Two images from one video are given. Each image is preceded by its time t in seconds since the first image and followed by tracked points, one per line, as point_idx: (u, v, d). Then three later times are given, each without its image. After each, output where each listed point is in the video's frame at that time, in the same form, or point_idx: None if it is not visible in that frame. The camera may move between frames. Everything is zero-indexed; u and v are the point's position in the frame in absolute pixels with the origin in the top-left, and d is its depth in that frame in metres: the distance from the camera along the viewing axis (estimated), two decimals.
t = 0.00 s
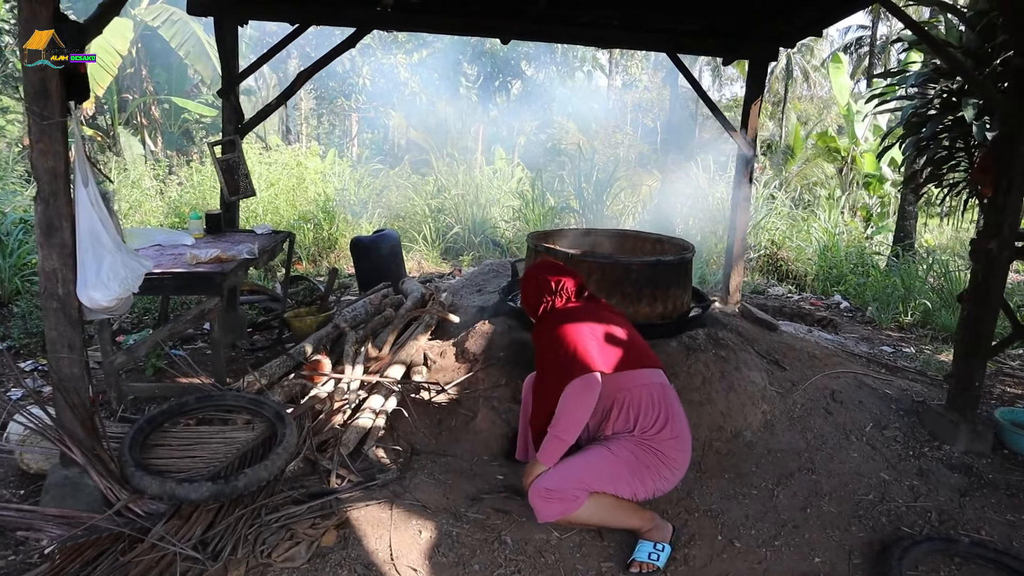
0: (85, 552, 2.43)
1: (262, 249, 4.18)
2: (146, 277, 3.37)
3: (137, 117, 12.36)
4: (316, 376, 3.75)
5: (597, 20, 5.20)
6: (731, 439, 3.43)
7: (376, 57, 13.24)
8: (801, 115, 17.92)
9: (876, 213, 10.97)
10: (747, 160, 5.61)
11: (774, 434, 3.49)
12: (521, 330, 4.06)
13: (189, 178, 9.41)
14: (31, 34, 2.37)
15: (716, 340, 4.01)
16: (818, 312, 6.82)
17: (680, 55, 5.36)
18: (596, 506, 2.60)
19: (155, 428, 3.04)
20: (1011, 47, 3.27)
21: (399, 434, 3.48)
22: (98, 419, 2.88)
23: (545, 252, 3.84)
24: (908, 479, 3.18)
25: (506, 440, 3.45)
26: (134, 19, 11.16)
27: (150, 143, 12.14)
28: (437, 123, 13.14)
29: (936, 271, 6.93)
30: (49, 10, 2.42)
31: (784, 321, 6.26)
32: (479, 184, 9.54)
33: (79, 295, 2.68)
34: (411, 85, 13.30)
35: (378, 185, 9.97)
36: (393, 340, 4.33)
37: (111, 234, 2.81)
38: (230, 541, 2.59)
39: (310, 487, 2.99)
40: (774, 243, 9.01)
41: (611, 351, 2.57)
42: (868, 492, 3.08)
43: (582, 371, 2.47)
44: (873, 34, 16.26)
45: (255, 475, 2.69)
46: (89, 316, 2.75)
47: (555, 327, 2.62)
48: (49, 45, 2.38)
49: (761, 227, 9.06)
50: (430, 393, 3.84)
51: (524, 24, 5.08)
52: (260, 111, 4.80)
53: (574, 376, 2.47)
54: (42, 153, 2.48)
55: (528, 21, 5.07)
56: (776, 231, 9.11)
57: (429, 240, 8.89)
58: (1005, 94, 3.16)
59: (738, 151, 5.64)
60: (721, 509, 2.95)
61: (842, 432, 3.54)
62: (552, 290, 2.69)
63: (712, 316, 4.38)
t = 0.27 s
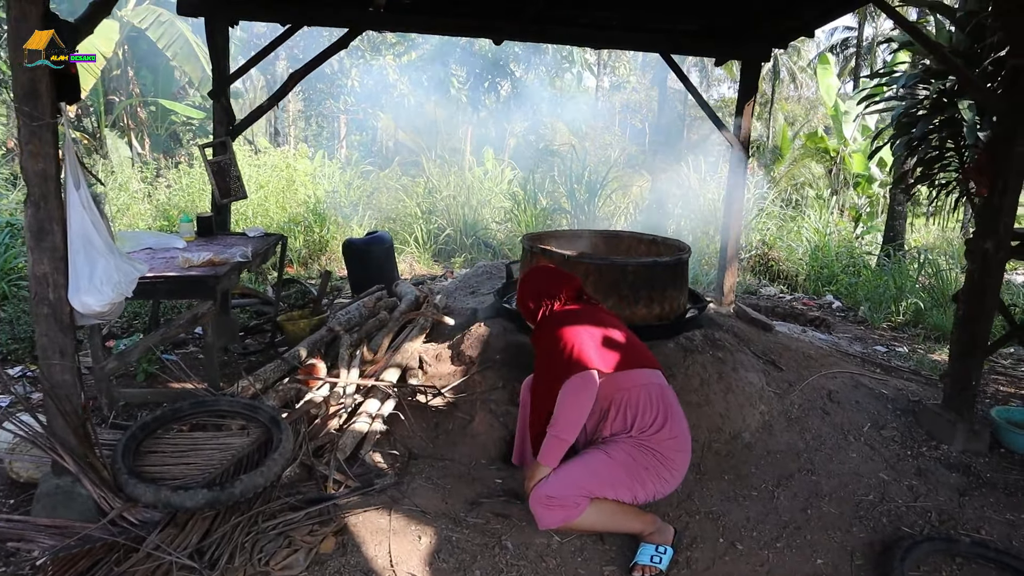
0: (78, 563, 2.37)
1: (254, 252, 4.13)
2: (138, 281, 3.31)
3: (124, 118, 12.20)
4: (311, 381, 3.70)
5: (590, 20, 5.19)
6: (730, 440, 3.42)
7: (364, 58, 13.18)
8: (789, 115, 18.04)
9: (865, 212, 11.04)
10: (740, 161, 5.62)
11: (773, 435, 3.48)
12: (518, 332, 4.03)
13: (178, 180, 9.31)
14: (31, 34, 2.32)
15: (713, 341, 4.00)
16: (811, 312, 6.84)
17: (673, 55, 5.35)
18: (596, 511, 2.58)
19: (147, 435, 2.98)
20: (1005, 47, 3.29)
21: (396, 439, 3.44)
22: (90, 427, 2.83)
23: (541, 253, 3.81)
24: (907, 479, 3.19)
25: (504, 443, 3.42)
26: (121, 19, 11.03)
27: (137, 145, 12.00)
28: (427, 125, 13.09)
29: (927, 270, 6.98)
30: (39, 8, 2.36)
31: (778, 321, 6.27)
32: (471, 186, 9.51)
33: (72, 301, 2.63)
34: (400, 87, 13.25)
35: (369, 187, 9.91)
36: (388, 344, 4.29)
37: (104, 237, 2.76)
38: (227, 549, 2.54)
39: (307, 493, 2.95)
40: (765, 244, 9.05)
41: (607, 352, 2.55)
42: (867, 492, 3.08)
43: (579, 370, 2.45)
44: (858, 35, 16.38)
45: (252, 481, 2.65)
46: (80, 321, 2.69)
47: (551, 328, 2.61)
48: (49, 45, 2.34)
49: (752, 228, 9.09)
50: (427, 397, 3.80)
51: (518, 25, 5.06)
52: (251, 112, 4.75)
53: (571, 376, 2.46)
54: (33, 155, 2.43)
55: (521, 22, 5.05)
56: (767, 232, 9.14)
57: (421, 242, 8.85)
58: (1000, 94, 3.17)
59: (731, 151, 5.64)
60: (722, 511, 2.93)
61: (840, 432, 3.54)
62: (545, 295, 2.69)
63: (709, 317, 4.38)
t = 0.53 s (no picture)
0: None
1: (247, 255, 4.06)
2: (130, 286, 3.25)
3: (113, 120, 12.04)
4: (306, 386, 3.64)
5: (586, 20, 5.15)
6: (732, 444, 3.40)
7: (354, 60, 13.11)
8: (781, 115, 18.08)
9: (857, 212, 11.07)
10: (736, 162, 5.60)
11: (774, 439, 3.45)
12: (516, 335, 3.99)
13: (168, 182, 9.21)
14: (31, 34, 2.31)
15: (713, 343, 3.97)
16: (807, 313, 6.83)
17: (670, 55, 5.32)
18: (599, 517, 2.55)
19: (139, 443, 2.92)
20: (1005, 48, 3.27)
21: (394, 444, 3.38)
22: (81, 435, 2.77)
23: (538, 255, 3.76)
24: (910, 481, 3.17)
25: (504, 449, 3.37)
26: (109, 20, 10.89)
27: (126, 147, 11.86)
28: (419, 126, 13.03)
29: (922, 270, 7.00)
30: (26, 6, 2.30)
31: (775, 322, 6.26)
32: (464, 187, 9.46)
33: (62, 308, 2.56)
34: (391, 89, 13.19)
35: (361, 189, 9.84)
36: (384, 347, 4.23)
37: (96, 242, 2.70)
38: (223, 560, 2.48)
39: (303, 500, 2.90)
40: (760, 244, 9.05)
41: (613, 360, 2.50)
42: (870, 495, 3.06)
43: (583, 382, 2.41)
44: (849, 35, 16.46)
45: (248, 489, 2.59)
46: (70, 328, 2.62)
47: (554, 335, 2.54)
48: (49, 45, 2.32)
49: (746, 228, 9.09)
50: (424, 401, 3.75)
51: (513, 25, 5.01)
52: (244, 113, 4.68)
53: (576, 386, 2.42)
54: (21, 157, 2.37)
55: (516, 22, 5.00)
56: (761, 232, 9.15)
57: (414, 244, 8.78)
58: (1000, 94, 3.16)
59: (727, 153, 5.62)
60: (725, 517, 2.90)
61: (841, 434, 3.52)
62: (553, 294, 2.53)
63: (707, 319, 4.35)
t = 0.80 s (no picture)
0: None
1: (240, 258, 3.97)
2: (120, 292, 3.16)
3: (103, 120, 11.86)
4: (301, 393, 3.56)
5: (584, 19, 5.08)
6: (735, 450, 3.35)
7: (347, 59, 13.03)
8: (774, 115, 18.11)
9: (852, 212, 11.08)
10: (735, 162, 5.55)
11: (777, 444, 3.40)
12: (515, 340, 3.92)
13: (159, 182, 9.09)
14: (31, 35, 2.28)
15: (714, 346, 3.92)
16: (804, 314, 6.81)
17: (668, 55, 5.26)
18: (610, 533, 2.47)
19: (130, 453, 2.83)
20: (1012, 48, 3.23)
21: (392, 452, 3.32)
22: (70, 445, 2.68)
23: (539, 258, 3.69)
24: (916, 487, 3.13)
25: (504, 456, 3.31)
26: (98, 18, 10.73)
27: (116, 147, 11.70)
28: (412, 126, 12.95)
29: (918, 270, 6.98)
30: (9, 4, 2.20)
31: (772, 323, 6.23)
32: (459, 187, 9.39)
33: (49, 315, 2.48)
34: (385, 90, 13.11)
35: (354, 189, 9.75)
36: (380, 352, 4.16)
37: (83, 247, 2.62)
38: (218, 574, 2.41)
39: (299, 511, 2.83)
40: (756, 244, 9.03)
41: (634, 374, 2.44)
42: (877, 502, 3.01)
43: (602, 396, 2.37)
44: (841, 34, 16.47)
45: (242, 501, 2.51)
46: (58, 337, 2.54)
47: (573, 343, 2.48)
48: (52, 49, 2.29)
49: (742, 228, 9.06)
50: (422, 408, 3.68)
51: (510, 24, 4.93)
52: (236, 114, 4.59)
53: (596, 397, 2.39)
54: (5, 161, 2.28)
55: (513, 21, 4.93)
56: (756, 233, 9.13)
57: (409, 245, 8.69)
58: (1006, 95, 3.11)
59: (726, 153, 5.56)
60: (731, 525, 2.84)
61: (845, 439, 3.47)
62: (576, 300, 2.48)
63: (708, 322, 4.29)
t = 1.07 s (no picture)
0: None
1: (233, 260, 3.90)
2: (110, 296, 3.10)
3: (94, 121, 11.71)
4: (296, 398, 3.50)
5: (581, 18, 5.03)
6: (736, 454, 3.32)
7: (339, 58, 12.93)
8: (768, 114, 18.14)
9: (846, 211, 11.09)
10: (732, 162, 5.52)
11: (779, 448, 3.37)
12: (513, 343, 3.87)
13: (150, 183, 8.99)
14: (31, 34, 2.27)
15: (714, 348, 3.88)
16: (801, 314, 6.79)
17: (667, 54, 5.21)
18: (617, 551, 2.44)
19: (120, 460, 2.76)
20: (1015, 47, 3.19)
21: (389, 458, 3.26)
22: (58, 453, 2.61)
23: (538, 261, 3.63)
24: (919, 491, 3.10)
25: (502, 462, 3.26)
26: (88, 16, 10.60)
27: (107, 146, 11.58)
28: (405, 125, 12.89)
29: (915, 270, 6.97)
30: None
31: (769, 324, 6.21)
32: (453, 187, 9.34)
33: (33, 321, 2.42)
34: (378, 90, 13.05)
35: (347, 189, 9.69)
36: (375, 356, 4.10)
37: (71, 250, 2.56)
38: None
39: (295, 520, 2.77)
40: (751, 244, 9.02)
41: (661, 396, 2.37)
42: (880, 507, 2.98)
43: (632, 416, 2.29)
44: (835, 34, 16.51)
45: (237, 510, 2.46)
46: (47, 343, 2.49)
47: (603, 359, 2.38)
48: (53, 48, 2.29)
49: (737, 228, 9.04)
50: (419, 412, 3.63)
51: (506, 22, 4.88)
52: (229, 114, 4.51)
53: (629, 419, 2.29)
54: None
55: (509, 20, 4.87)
56: (752, 232, 9.11)
57: (403, 245, 8.62)
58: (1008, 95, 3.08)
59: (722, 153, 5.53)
60: (735, 532, 2.80)
61: (847, 443, 3.44)
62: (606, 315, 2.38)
63: (707, 324, 4.25)
